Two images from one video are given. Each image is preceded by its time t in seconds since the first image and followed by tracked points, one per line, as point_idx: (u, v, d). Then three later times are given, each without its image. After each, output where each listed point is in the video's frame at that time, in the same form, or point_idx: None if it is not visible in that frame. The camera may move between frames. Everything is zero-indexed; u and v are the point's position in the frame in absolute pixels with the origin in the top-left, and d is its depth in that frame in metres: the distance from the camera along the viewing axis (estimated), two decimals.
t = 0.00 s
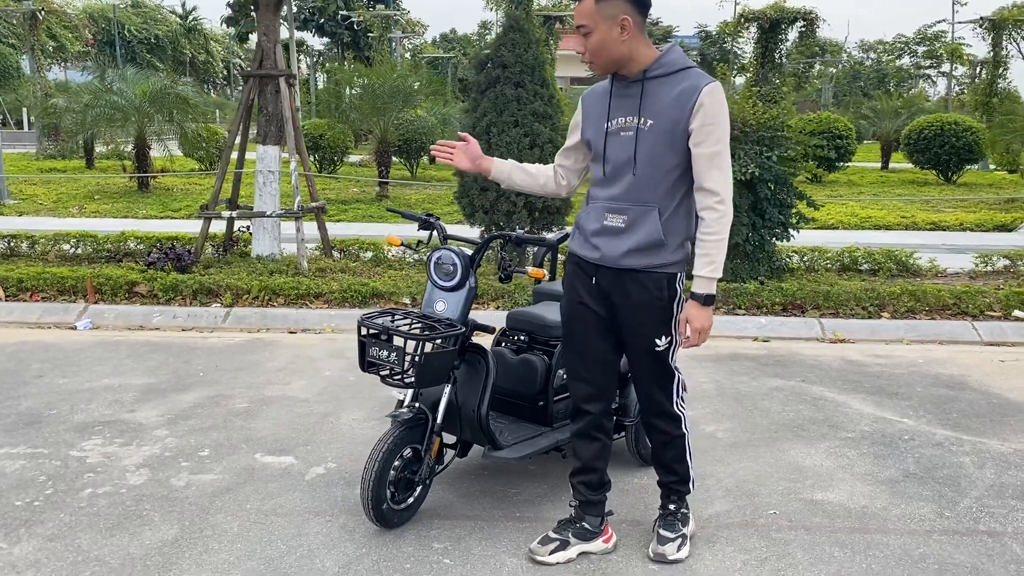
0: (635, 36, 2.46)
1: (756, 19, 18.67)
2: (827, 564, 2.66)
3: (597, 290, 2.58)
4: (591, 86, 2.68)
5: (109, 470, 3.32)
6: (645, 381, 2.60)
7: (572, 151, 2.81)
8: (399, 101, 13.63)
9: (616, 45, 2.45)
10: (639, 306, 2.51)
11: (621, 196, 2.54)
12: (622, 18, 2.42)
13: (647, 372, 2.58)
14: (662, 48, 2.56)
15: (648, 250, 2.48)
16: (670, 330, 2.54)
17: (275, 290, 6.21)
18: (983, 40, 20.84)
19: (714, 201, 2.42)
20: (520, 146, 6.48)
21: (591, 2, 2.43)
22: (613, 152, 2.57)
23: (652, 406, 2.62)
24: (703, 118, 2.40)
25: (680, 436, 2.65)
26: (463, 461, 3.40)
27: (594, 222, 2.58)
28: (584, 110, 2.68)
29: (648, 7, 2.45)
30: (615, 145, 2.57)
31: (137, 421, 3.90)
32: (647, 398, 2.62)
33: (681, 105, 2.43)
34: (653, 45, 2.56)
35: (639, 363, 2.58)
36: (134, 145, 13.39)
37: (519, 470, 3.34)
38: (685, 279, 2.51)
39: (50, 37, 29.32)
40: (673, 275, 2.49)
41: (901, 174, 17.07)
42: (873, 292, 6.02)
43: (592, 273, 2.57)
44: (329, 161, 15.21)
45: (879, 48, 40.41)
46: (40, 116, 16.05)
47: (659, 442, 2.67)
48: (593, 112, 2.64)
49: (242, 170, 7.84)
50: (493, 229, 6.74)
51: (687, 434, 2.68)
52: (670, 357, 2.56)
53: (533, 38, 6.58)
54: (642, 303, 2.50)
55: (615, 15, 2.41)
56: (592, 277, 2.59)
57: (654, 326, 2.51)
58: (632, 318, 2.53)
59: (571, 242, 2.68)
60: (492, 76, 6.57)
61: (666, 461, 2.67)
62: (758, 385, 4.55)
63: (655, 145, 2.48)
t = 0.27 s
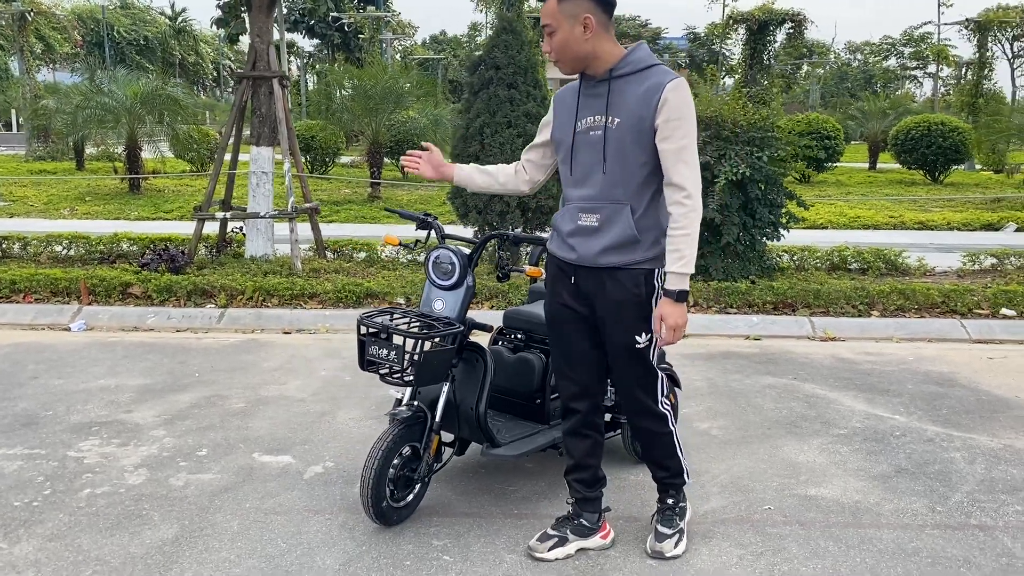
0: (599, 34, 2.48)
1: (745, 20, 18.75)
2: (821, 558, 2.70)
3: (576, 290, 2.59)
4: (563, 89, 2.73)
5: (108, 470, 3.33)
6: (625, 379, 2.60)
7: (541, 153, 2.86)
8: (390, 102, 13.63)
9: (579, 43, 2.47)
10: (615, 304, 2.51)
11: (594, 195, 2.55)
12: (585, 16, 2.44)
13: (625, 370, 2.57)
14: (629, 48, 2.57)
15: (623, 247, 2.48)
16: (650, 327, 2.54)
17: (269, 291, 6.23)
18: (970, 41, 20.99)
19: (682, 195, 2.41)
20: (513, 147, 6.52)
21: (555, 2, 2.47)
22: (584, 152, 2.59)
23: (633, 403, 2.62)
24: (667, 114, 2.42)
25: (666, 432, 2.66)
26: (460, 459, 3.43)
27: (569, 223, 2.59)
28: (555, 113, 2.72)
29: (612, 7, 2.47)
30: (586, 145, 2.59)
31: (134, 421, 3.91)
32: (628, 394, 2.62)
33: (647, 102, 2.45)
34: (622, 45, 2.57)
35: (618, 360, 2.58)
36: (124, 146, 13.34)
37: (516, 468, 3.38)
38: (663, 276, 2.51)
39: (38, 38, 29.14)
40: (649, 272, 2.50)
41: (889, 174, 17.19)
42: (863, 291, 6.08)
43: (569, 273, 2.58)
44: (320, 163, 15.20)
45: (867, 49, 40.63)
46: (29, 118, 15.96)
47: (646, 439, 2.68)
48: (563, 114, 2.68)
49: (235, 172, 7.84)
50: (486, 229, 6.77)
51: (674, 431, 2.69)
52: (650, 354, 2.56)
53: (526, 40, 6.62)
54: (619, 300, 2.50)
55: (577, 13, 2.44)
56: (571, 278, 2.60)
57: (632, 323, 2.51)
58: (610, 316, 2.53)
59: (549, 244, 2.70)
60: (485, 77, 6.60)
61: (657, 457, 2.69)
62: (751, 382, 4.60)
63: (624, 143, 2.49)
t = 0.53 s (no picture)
0: (579, 33, 2.51)
1: (733, 21, 18.85)
2: (819, 550, 2.74)
3: (568, 284, 2.60)
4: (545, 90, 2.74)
5: (108, 468, 3.34)
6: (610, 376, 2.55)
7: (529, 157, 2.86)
8: (381, 103, 13.62)
9: (560, 44, 2.50)
10: (605, 297, 2.51)
11: (582, 192, 2.56)
12: (564, 16, 2.47)
13: (612, 363, 2.54)
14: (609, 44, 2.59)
15: (614, 242, 2.49)
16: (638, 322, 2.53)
17: (263, 291, 6.23)
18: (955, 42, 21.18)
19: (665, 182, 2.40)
20: (506, 147, 6.56)
21: (533, 4, 2.49)
22: (570, 150, 2.60)
23: (618, 403, 2.57)
24: (650, 106, 2.42)
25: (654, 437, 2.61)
26: (460, 455, 3.46)
27: (560, 221, 2.60)
28: (538, 114, 2.72)
29: (591, 6, 2.49)
30: (572, 143, 2.60)
31: (132, 420, 3.91)
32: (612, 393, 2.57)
33: (629, 96, 2.46)
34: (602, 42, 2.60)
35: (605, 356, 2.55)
36: (113, 147, 13.27)
37: (515, 464, 3.40)
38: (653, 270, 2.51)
39: (23, 39, 28.91)
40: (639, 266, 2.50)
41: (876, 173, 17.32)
42: (854, 289, 6.14)
43: (562, 268, 2.59)
44: (310, 163, 15.17)
45: (853, 50, 40.90)
46: (16, 119, 15.85)
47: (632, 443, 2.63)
48: (547, 114, 2.68)
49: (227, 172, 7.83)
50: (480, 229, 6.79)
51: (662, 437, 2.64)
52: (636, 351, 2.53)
53: (518, 40, 6.66)
54: (607, 292, 2.50)
55: (557, 14, 2.46)
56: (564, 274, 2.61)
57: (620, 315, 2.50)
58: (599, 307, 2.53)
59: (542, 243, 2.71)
60: (477, 77, 6.63)
61: (645, 461, 2.65)
62: (745, 379, 4.65)
63: (609, 138, 2.50)
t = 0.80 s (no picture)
0: (584, 33, 2.54)
1: (722, 23, 18.98)
2: (817, 540, 2.82)
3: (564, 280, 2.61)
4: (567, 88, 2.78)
5: (115, 466, 3.37)
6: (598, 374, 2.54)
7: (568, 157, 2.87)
8: (373, 104, 13.64)
9: (565, 43, 2.54)
10: (590, 295, 2.50)
11: (575, 191, 2.61)
12: (570, 16, 2.51)
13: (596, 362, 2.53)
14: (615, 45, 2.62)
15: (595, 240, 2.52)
16: (621, 318, 2.48)
17: (260, 291, 6.26)
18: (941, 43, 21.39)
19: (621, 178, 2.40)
20: (502, 147, 6.61)
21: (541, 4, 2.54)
22: (570, 151, 2.65)
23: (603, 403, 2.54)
24: (625, 108, 2.40)
25: (643, 440, 2.53)
26: (463, 451, 3.51)
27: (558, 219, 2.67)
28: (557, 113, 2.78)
29: (597, 8, 2.54)
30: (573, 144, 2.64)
31: (136, 418, 3.94)
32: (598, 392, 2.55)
33: (611, 97, 2.46)
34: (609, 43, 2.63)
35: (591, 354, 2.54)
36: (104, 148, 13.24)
37: (518, 459, 3.46)
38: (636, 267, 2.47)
39: (9, 39, 28.73)
40: (620, 263, 2.47)
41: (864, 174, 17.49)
42: (845, 287, 6.23)
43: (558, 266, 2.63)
44: (301, 164, 15.18)
45: (839, 52, 41.23)
46: (5, 120, 15.77)
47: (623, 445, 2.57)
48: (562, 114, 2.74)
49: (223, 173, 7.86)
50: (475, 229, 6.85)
51: (656, 441, 2.55)
52: (620, 349, 2.49)
53: (513, 41, 6.71)
54: (590, 290, 2.50)
55: (563, 14, 2.51)
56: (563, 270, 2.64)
57: (600, 312, 2.48)
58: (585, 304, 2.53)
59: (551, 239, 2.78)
60: (473, 78, 6.68)
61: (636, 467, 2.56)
62: (740, 376, 4.72)
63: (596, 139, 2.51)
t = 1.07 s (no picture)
0: (609, 33, 2.56)
1: (710, 24, 19.10)
2: (813, 532, 2.89)
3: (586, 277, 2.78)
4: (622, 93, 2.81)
5: (119, 464, 3.40)
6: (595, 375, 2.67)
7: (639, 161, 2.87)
8: (364, 105, 13.64)
9: (589, 44, 2.57)
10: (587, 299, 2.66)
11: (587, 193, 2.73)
12: (594, 17, 2.53)
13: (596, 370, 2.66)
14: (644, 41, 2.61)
15: (582, 243, 2.64)
16: (600, 326, 2.58)
17: (255, 291, 6.29)
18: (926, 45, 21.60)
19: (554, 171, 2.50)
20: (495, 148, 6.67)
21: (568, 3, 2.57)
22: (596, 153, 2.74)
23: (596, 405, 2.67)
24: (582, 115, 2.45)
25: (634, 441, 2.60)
26: (463, 447, 3.57)
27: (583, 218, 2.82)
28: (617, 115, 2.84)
29: (623, 9, 2.54)
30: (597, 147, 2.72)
31: (137, 417, 3.97)
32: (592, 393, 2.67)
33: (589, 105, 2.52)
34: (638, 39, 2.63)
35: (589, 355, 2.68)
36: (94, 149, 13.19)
37: (517, 455, 3.51)
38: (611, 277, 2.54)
39: None
40: (599, 271, 2.58)
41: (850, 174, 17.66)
42: (834, 287, 6.33)
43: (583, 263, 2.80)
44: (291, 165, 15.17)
45: (825, 53, 41.54)
46: None
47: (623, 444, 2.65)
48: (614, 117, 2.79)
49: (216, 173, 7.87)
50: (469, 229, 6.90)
51: (650, 443, 2.58)
52: (603, 356, 2.59)
53: (506, 43, 6.77)
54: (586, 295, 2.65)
55: (587, 15, 2.53)
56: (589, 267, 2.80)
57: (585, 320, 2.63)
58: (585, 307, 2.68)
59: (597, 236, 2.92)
60: (466, 79, 6.73)
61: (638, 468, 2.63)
62: (733, 374, 4.79)
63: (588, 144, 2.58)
